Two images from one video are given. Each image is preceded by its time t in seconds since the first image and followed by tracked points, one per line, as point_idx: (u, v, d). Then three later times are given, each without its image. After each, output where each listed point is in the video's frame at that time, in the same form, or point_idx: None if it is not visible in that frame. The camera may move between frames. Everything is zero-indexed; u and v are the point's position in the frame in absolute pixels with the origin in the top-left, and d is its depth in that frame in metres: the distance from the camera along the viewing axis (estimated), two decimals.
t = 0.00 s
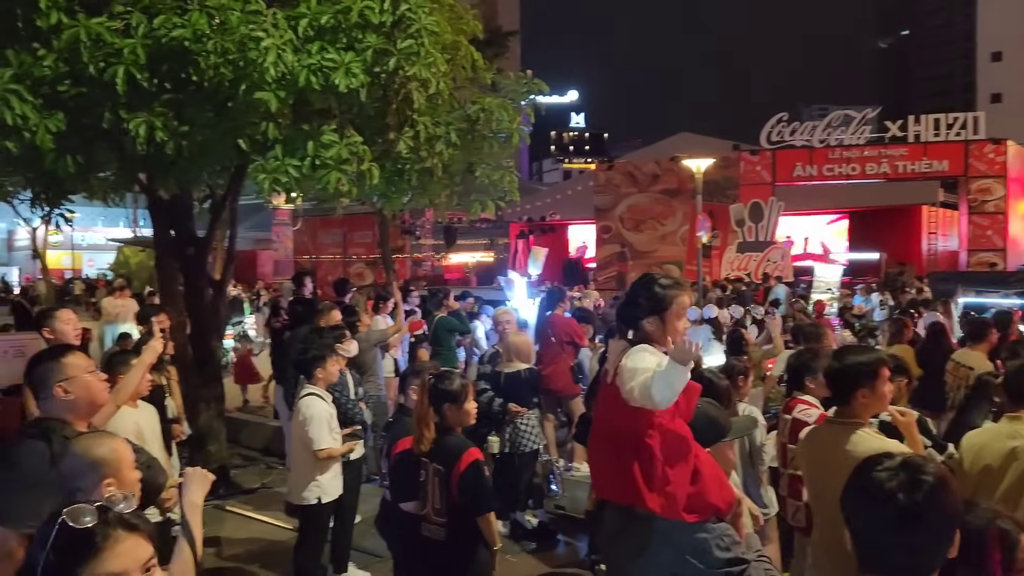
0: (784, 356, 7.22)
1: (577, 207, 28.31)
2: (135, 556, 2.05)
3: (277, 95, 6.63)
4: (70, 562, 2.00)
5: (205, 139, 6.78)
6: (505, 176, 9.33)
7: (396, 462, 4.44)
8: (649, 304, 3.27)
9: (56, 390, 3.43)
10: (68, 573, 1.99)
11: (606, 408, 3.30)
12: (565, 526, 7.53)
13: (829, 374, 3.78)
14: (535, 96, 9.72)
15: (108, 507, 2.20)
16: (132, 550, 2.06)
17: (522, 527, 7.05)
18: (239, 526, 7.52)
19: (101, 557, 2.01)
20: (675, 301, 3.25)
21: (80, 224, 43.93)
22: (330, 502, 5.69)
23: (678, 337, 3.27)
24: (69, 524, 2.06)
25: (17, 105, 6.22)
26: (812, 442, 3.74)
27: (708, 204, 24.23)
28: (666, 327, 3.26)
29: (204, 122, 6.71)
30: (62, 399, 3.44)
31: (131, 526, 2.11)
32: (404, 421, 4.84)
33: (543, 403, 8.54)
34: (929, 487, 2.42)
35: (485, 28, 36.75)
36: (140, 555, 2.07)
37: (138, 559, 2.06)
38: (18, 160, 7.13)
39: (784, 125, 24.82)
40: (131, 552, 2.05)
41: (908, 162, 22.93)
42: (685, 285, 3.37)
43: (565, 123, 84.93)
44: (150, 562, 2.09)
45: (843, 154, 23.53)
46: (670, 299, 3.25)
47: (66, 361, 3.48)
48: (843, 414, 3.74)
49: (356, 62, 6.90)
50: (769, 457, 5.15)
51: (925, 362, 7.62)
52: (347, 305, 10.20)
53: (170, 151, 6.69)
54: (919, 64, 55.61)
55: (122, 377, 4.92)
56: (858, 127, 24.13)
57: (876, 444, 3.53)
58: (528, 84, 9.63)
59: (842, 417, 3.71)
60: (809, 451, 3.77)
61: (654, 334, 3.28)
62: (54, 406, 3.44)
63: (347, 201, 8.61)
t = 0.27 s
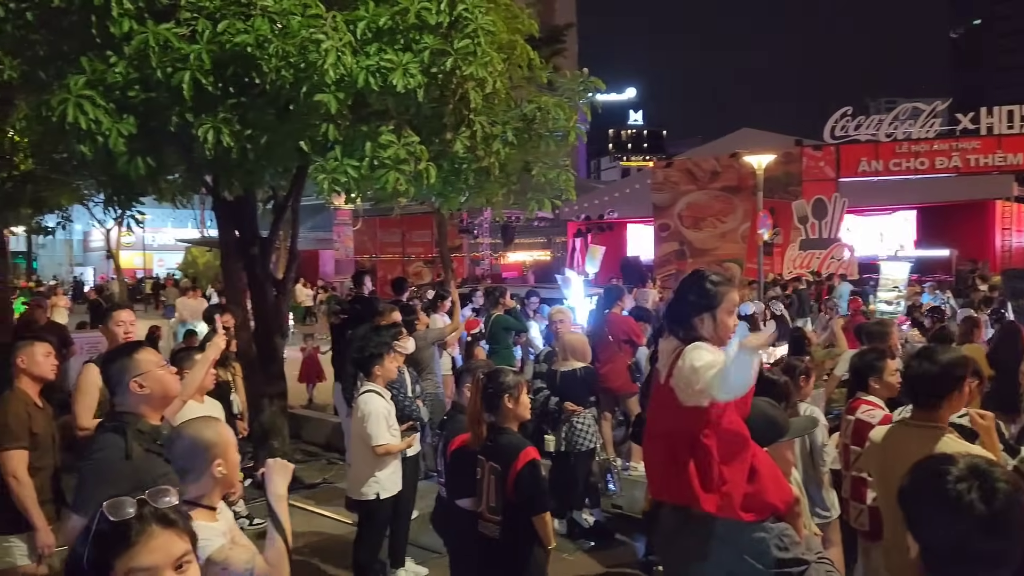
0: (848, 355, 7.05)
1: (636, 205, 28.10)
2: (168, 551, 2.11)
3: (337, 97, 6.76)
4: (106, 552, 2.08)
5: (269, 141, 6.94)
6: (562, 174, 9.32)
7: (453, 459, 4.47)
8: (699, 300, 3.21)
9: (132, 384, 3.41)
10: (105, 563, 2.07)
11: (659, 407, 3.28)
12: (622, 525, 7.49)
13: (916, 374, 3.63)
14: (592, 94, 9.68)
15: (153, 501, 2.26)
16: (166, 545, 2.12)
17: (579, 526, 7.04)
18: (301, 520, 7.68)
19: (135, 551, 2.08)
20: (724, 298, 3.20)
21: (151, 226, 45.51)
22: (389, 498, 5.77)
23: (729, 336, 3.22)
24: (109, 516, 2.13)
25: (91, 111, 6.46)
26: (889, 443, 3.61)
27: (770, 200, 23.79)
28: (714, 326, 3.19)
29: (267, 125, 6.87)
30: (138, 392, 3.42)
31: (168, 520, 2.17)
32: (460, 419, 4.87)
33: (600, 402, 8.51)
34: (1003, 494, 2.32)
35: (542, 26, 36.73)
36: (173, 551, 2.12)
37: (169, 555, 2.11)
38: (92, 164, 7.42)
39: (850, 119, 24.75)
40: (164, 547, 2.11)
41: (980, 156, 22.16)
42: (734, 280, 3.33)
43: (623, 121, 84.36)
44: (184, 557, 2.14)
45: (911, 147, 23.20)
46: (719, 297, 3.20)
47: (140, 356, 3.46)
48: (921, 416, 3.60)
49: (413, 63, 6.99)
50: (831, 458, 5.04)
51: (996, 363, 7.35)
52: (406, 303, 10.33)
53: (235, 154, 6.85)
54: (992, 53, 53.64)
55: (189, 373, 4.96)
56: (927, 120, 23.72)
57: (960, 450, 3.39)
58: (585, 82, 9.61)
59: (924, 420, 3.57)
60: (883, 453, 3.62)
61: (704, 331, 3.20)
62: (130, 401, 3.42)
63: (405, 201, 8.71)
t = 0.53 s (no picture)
0: (915, 356, 6.84)
1: (695, 202, 27.74)
2: (212, 545, 2.14)
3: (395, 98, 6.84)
4: (158, 543, 2.14)
5: (330, 141, 7.04)
6: (619, 172, 9.26)
7: (510, 457, 4.47)
8: (750, 292, 3.12)
9: (202, 379, 3.51)
10: (157, 553, 2.13)
11: (719, 404, 3.24)
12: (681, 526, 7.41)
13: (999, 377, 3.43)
14: (649, 91, 9.59)
15: (204, 495, 2.30)
16: (211, 539, 2.14)
17: (637, 526, 6.99)
18: (360, 516, 7.79)
19: (182, 543, 2.11)
20: (776, 292, 3.11)
21: (216, 226, 46.73)
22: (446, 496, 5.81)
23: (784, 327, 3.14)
24: (161, 508, 2.17)
25: (160, 115, 6.67)
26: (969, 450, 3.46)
27: (834, 196, 23.25)
28: (768, 319, 3.10)
29: (327, 127, 6.99)
30: (208, 387, 3.52)
31: (216, 515, 2.20)
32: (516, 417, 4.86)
33: (658, 401, 8.43)
34: None
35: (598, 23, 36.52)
36: (218, 544, 2.15)
37: (214, 548, 2.13)
38: (161, 166, 7.65)
39: (919, 112, 24.30)
40: (209, 540, 2.14)
41: None
42: (783, 271, 3.25)
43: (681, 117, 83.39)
44: (230, 550, 2.16)
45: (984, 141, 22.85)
46: (771, 292, 3.11)
47: (209, 352, 3.55)
48: (1003, 420, 3.43)
49: (470, 63, 7.03)
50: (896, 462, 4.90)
51: None
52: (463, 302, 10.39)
53: (296, 156, 6.97)
54: None
55: (252, 369, 5.05)
56: (1001, 111, 23.12)
57: None
58: (642, 78, 9.53)
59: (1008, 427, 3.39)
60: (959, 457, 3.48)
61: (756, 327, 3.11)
62: (200, 395, 3.52)
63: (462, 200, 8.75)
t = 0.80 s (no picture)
0: (984, 355, 6.60)
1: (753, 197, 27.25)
2: (258, 539, 2.13)
3: (450, 97, 6.88)
4: (202, 532, 2.14)
5: (384, 142, 7.10)
6: (674, 168, 9.15)
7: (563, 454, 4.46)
8: (823, 290, 3.07)
9: (264, 375, 3.57)
10: (201, 540, 2.14)
11: (779, 402, 3.16)
12: (739, 526, 7.30)
13: None
14: (706, 86, 9.46)
15: (255, 487, 2.29)
16: (255, 533, 2.14)
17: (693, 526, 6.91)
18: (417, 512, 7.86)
19: (228, 535, 2.11)
20: (849, 293, 3.05)
21: (276, 225, 47.70)
22: (502, 492, 5.84)
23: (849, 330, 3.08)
24: (212, 499, 2.19)
25: (220, 116, 6.83)
26: None
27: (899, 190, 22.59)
28: (837, 317, 3.06)
29: (382, 126, 7.06)
30: (268, 382, 3.57)
31: (264, 509, 2.19)
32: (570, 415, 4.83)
33: (715, 400, 8.32)
34: None
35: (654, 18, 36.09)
36: (263, 539, 2.14)
37: (259, 543, 2.13)
38: (223, 167, 7.84)
39: (988, 102, 23.40)
40: (254, 534, 2.13)
41: None
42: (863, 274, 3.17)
43: (739, 111, 82.05)
44: (274, 545, 2.16)
45: None
46: (844, 291, 3.06)
47: (268, 348, 3.62)
48: None
49: (524, 60, 7.03)
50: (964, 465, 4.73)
51: None
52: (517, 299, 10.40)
53: (352, 156, 7.06)
54: None
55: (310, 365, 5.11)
56: None
57: None
58: (698, 73, 9.40)
59: None
60: None
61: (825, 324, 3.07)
62: (260, 390, 3.58)
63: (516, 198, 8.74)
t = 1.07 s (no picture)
0: None
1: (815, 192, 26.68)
2: (307, 525, 2.15)
3: (505, 94, 6.87)
4: (256, 514, 2.18)
5: (440, 140, 7.13)
6: (733, 163, 9.00)
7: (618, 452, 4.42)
8: (906, 290, 3.02)
9: (321, 371, 3.63)
10: (254, 524, 2.18)
11: (850, 400, 3.09)
12: (799, 527, 7.15)
13: None
14: (766, 78, 9.27)
15: (308, 476, 2.32)
16: (305, 519, 2.16)
17: (751, 527, 6.79)
18: (472, 508, 7.90)
19: (279, 520, 2.14)
20: (939, 295, 2.97)
21: (335, 224, 48.53)
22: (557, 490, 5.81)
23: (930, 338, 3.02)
24: (266, 485, 2.22)
25: (279, 118, 6.96)
26: None
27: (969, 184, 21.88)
28: (922, 320, 3.00)
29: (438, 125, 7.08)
30: (325, 379, 3.63)
31: (314, 497, 2.20)
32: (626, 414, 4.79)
33: (775, 399, 8.16)
34: None
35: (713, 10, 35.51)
36: (312, 526, 2.16)
37: (308, 529, 2.15)
38: (282, 167, 8.00)
39: None
40: (304, 520, 2.15)
41: None
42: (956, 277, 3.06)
43: (800, 104, 80.34)
44: (324, 532, 2.17)
45: None
46: (933, 293, 2.98)
47: (328, 345, 3.67)
48: None
49: (579, 56, 6.98)
50: None
51: None
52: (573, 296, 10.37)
53: (408, 155, 7.11)
54: None
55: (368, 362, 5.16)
56: None
57: None
58: (758, 65, 9.21)
59: None
60: None
61: (907, 325, 3.02)
62: (317, 386, 3.63)
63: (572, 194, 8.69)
